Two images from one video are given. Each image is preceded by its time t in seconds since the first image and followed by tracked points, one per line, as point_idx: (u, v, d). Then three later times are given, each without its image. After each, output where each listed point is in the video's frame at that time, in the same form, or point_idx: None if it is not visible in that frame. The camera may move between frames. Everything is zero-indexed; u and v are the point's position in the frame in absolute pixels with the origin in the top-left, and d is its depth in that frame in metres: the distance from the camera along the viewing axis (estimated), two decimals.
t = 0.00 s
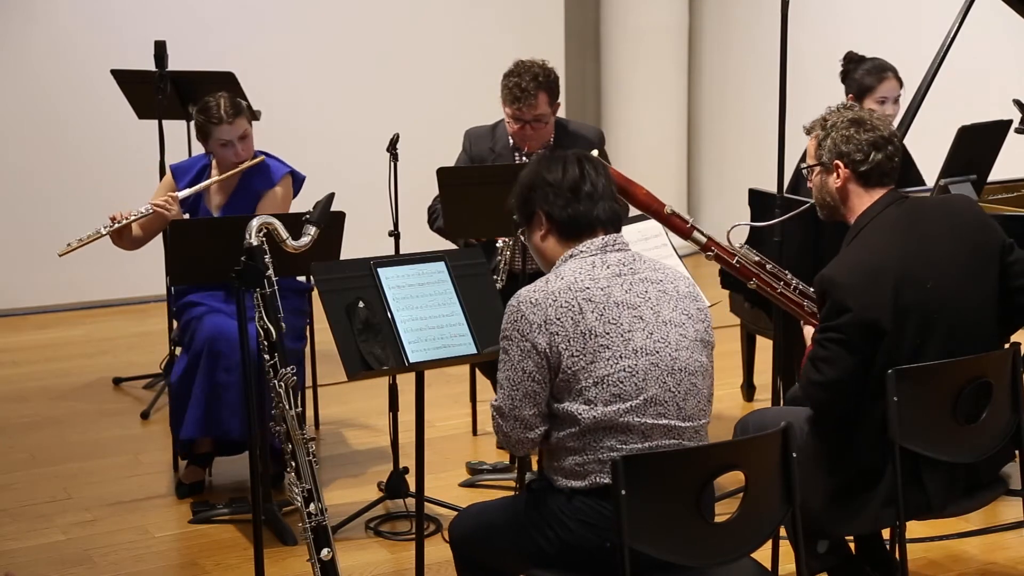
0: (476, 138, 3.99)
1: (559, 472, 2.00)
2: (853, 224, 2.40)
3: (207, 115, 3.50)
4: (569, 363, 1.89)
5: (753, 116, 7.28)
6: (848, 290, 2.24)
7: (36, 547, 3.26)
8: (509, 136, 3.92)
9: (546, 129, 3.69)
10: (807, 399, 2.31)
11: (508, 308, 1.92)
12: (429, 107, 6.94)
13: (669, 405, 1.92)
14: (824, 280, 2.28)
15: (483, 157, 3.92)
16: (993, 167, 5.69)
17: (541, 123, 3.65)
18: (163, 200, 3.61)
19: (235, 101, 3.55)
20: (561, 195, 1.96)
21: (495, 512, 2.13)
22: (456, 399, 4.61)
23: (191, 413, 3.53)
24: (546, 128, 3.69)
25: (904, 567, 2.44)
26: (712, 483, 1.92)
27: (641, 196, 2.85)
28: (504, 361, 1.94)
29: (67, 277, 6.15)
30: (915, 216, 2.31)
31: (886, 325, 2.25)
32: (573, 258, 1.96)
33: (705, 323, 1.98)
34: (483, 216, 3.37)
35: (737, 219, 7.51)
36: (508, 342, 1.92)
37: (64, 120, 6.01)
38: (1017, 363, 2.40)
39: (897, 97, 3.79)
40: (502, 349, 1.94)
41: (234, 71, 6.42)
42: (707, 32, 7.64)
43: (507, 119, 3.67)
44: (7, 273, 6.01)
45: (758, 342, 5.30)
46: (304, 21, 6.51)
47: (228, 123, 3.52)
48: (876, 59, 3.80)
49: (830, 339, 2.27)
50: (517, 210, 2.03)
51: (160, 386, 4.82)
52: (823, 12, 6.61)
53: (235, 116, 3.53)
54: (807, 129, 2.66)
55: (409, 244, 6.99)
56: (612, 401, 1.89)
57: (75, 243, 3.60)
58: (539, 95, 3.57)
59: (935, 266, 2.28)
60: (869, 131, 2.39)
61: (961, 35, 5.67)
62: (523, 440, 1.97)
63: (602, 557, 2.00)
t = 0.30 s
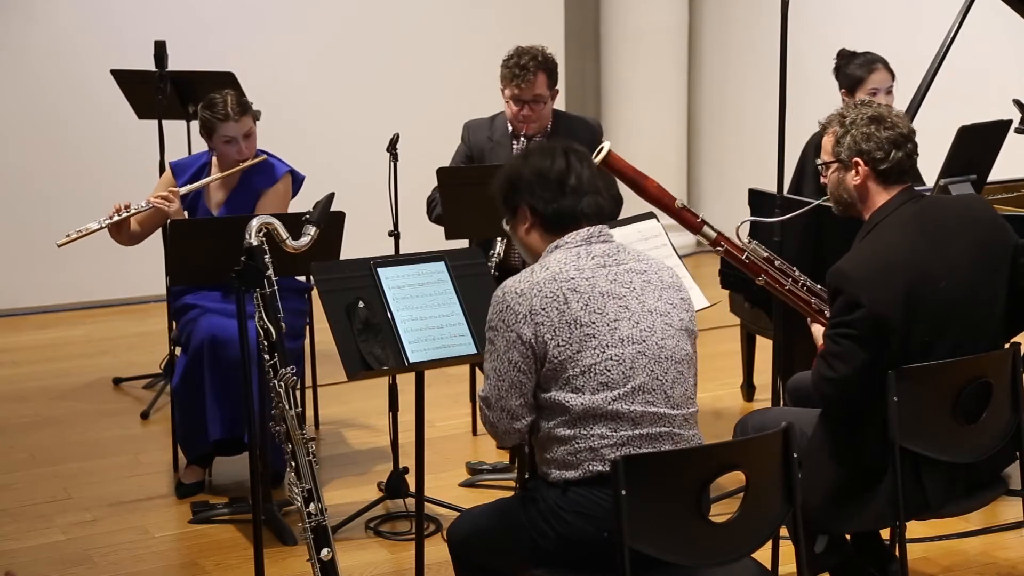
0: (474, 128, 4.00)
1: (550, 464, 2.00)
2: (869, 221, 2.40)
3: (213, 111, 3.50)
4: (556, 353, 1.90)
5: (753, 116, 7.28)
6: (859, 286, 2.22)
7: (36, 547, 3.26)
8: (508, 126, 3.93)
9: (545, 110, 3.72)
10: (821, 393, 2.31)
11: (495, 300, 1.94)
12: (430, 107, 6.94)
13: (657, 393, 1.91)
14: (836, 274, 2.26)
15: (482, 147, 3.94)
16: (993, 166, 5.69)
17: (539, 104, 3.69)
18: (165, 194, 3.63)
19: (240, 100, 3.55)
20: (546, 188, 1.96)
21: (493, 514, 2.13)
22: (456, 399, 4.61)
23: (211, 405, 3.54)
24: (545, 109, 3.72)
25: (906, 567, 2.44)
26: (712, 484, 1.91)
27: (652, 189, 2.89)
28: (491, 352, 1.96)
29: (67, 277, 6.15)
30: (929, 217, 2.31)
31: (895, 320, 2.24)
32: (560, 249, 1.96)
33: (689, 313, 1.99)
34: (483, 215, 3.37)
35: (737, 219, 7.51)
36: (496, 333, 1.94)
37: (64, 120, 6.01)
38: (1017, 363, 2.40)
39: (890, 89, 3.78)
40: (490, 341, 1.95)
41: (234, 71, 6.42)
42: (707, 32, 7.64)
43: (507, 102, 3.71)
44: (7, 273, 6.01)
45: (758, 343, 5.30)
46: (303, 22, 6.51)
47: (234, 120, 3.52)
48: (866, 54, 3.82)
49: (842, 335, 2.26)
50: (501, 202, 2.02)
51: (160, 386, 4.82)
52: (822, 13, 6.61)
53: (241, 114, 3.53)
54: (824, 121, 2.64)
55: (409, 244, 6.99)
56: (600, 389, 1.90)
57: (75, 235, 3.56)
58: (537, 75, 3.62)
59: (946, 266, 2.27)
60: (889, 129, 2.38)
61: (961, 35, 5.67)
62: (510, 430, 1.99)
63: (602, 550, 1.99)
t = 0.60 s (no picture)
0: (472, 123, 4.00)
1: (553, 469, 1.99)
2: (890, 218, 2.38)
3: (211, 110, 3.51)
4: (547, 358, 1.90)
5: (752, 115, 7.28)
6: (873, 284, 2.23)
7: (36, 547, 3.26)
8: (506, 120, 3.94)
9: (541, 98, 3.73)
10: (837, 393, 2.34)
11: (479, 324, 1.96)
12: (430, 107, 6.94)
13: (653, 384, 1.92)
14: (852, 272, 2.26)
15: (480, 142, 3.94)
16: (993, 167, 5.69)
17: (535, 92, 3.68)
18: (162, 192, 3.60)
19: (240, 99, 3.55)
20: (507, 224, 2.00)
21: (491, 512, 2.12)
22: (455, 399, 4.61)
23: (207, 417, 3.54)
24: (540, 98, 3.73)
25: (906, 566, 2.45)
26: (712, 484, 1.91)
27: (675, 162, 2.87)
28: (482, 372, 1.96)
29: (67, 277, 6.15)
30: (951, 218, 2.31)
31: (911, 320, 2.26)
32: (532, 271, 1.98)
33: (670, 314, 2.03)
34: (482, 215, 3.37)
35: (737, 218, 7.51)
36: (484, 351, 1.94)
37: (64, 120, 6.01)
38: (1018, 364, 2.40)
39: (900, 84, 3.79)
40: (478, 362, 1.96)
41: (234, 71, 6.42)
42: (707, 32, 7.64)
43: (503, 91, 3.71)
44: (7, 273, 6.01)
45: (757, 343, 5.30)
46: (303, 21, 6.50)
47: (233, 119, 3.51)
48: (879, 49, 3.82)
49: (858, 335, 2.27)
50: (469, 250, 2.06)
51: (160, 386, 4.82)
52: (822, 13, 6.61)
53: (240, 112, 3.53)
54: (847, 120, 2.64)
55: (409, 243, 6.99)
56: (596, 387, 1.90)
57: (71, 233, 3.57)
58: (533, 63, 3.62)
59: (961, 264, 2.28)
60: (918, 127, 2.37)
61: (961, 35, 5.67)
62: (515, 448, 1.95)
63: (605, 549, 1.99)
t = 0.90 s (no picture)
0: (470, 119, 4.01)
1: (545, 461, 2.00)
2: (902, 198, 2.37)
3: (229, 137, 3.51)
4: (552, 353, 1.90)
5: (753, 116, 7.28)
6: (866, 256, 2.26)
7: (36, 547, 3.26)
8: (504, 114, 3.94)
9: (537, 88, 3.75)
10: (822, 358, 2.32)
11: (490, 299, 1.93)
12: (430, 107, 6.94)
13: (653, 390, 1.92)
14: (850, 240, 2.29)
15: (479, 137, 3.94)
16: (994, 167, 5.69)
17: (530, 79, 3.72)
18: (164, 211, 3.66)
19: (260, 133, 3.55)
20: (551, 178, 1.95)
21: (490, 511, 2.11)
22: (456, 399, 4.61)
23: (197, 409, 3.54)
24: (537, 87, 3.75)
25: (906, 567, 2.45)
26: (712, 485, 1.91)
27: (702, 137, 2.85)
28: (485, 350, 1.96)
29: (67, 277, 6.15)
30: (957, 206, 2.30)
31: (897, 292, 2.26)
32: (555, 245, 1.96)
33: (679, 313, 2.01)
34: (482, 214, 3.37)
35: (738, 219, 7.51)
36: (489, 333, 1.94)
37: (62, 121, 6.01)
38: (1018, 364, 2.40)
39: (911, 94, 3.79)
40: (484, 339, 1.95)
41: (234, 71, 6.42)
42: (707, 33, 7.64)
43: (499, 82, 3.76)
44: (7, 273, 6.01)
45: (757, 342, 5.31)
46: (303, 22, 6.50)
47: (249, 155, 3.52)
48: (893, 58, 3.82)
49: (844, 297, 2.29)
50: (504, 182, 2.01)
51: (160, 386, 4.82)
52: (822, 14, 6.61)
53: (257, 149, 3.54)
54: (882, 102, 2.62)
55: (409, 244, 6.99)
56: (596, 387, 1.90)
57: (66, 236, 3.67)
58: (527, 51, 3.69)
59: (960, 254, 2.28)
60: (950, 118, 2.36)
61: (961, 35, 5.67)
62: (489, 422, 2.03)
63: (603, 546, 1.98)
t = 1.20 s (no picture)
0: (470, 120, 4.01)
1: (551, 464, 2.00)
2: (900, 205, 2.39)
3: (225, 138, 3.50)
4: (564, 362, 1.89)
5: (752, 116, 7.29)
6: (868, 266, 2.25)
7: (36, 547, 3.26)
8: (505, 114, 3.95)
9: (538, 88, 3.75)
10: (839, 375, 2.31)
11: (507, 299, 1.89)
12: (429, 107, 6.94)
13: (662, 405, 1.92)
14: (853, 251, 2.29)
15: (479, 138, 3.95)
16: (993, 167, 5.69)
17: (532, 80, 3.71)
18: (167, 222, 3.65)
19: (257, 134, 3.54)
20: (583, 176, 1.91)
21: (492, 512, 2.11)
22: (455, 399, 4.61)
23: (189, 409, 3.53)
24: (538, 88, 3.75)
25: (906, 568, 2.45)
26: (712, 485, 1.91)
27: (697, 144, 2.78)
28: (499, 350, 1.93)
29: (66, 277, 6.15)
30: (953, 209, 2.31)
31: (906, 298, 2.25)
32: (577, 248, 1.93)
33: (699, 323, 1.98)
34: (482, 214, 3.38)
35: (737, 218, 7.51)
36: (505, 334, 1.91)
37: (62, 121, 6.00)
38: (1018, 364, 2.40)
39: (883, 90, 3.82)
40: (499, 338, 1.92)
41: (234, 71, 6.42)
42: (706, 33, 7.64)
43: (500, 82, 3.75)
44: (6, 273, 6.01)
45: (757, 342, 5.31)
46: (303, 22, 6.50)
47: (248, 156, 3.51)
48: (856, 57, 3.84)
49: (857, 314, 2.28)
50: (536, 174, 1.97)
51: (159, 386, 4.82)
52: (822, 14, 6.61)
53: (256, 149, 3.53)
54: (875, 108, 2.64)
55: (409, 243, 6.99)
56: (605, 402, 1.90)
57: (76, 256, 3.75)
58: (529, 52, 3.67)
59: (961, 256, 2.28)
60: (944, 118, 2.37)
61: (961, 35, 5.67)
62: (512, 421, 1.99)
63: (602, 551, 2.00)
